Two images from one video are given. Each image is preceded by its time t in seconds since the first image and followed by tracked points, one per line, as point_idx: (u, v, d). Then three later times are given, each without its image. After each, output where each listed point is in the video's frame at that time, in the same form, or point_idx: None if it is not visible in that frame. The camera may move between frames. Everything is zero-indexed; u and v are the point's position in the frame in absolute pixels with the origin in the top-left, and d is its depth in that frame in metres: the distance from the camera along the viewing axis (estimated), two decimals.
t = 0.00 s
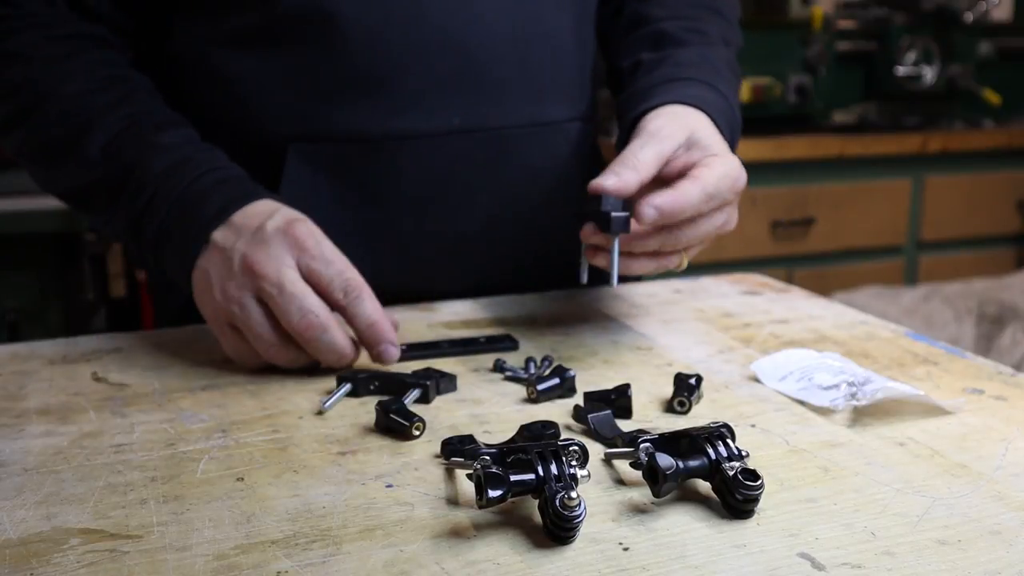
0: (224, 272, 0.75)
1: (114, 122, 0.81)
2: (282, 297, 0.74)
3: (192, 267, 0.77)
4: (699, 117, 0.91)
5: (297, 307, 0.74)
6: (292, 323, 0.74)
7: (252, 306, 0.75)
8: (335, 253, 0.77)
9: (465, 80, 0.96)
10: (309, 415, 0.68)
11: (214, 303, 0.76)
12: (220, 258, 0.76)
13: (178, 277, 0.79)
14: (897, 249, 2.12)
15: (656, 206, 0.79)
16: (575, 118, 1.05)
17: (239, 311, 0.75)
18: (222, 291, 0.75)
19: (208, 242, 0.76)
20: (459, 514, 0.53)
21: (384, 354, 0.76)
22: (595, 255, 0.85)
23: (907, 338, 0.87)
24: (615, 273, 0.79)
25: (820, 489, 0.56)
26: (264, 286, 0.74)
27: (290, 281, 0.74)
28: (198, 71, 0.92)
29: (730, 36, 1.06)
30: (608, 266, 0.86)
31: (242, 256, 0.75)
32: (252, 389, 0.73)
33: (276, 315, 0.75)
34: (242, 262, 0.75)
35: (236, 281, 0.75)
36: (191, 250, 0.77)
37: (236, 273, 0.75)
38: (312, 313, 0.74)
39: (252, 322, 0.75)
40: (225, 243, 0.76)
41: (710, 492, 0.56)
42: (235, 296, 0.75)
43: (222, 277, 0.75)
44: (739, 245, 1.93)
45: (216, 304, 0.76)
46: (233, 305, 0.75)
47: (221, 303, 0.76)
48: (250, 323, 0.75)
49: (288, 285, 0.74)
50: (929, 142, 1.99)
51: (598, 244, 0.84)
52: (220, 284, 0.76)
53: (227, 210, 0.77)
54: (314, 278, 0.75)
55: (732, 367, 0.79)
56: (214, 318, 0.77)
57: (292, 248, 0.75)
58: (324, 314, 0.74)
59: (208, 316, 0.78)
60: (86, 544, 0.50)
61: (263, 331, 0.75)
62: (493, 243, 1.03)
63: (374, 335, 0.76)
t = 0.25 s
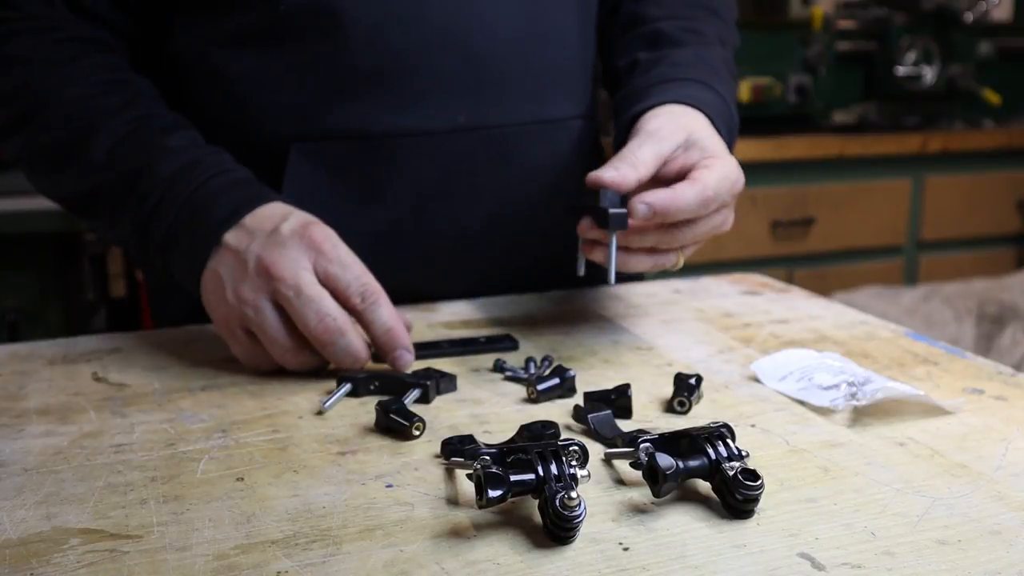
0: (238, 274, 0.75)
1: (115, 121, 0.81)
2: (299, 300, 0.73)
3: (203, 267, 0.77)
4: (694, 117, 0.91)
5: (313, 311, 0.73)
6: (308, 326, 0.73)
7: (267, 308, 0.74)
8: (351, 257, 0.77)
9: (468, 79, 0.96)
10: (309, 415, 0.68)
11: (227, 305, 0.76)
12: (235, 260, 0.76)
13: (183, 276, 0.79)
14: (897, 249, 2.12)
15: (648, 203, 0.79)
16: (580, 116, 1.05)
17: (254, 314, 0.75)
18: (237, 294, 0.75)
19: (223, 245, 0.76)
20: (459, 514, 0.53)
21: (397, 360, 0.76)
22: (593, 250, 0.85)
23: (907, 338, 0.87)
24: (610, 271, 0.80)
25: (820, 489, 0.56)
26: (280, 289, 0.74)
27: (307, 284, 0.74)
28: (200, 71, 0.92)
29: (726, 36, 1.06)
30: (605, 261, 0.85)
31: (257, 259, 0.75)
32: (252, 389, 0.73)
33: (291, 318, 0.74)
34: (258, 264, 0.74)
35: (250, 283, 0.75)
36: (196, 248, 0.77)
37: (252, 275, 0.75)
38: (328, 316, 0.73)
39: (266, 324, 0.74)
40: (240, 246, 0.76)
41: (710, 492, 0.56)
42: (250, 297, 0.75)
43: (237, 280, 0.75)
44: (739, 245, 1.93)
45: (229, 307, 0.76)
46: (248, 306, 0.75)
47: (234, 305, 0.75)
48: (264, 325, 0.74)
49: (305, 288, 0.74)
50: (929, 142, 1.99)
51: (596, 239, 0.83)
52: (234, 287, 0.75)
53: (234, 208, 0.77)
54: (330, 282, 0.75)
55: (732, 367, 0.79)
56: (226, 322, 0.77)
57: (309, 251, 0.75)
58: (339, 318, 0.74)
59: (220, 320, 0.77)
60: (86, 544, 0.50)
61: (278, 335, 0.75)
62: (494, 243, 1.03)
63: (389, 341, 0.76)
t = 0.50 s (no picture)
0: (239, 278, 0.75)
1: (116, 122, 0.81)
2: (303, 303, 0.73)
3: (203, 271, 0.76)
4: (708, 114, 0.91)
5: (318, 313, 0.73)
6: (312, 328, 0.74)
7: (270, 312, 0.74)
8: (353, 259, 0.77)
9: (470, 81, 0.96)
10: (309, 415, 0.68)
11: (228, 309, 0.75)
12: (235, 264, 0.75)
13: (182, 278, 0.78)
14: (897, 249, 2.12)
15: (653, 189, 0.77)
16: (582, 117, 1.04)
17: (256, 317, 0.74)
18: (238, 298, 0.75)
19: (223, 249, 0.76)
20: (458, 514, 0.53)
21: (401, 360, 0.78)
22: (609, 253, 0.83)
23: (907, 338, 0.87)
24: (633, 269, 0.80)
25: (820, 489, 0.56)
26: (283, 291, 0.74)
27: (311, 286, 0.74)
28: (200, 73, 0.92)
29: (731, 35, 1.06)
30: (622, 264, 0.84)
31: (258, 262, 0.74)
32: (252, 389, 0.74)
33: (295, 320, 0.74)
34: (259, 268, 0.74)
35: (251, 287, 0.74)
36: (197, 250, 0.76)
37: (253, 279, 0.74)
38: (333, 319, 0.74)
39: (270, 327, 0.74)
40: (239, 249, 0.76)
41: (710, 492, 0.56)
42: (252, 301, 0.74)
43: (238, 283, 0.75)
44: (739, 245, 1.93)
45: (231, 310, 0.75)
46: (250, 310, 0.74)
47: (236, 309, 0.75)
48: (268, 328, 0.74)
49: (308, 290, 0.74)
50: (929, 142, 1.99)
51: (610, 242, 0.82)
52: (234, 291, 0.75)
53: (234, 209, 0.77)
54: (332, 284, 0.75)
55: (732, 367, 0.79)
56: (228, 326, 0.76)
57: (310, 254, 0.75)
58: (344, 320, 0.74)
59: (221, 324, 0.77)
60: (86, 544, 0.50)
61: (282, 338, 0.74)
62: (494, 243, 1.03)
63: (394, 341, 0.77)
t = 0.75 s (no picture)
0: (239, 279, 0.75)
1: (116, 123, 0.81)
2: (305, 301, 0.74)
3: (202, 273, 0.77)
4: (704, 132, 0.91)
5: (321, 311, 0.74)
6: (316, 326, 0.74)
7: (271, 312, 0.74)
8: (352, 259, 0.77)
9: (471, 84, 0.96)
10: (309, 415, 0.68)
11: (228, 310, 0.75)
12: (235, 265, 0.76)
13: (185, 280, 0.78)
14: (897, 249, 2.12)
15: (655, 224, 0.78)
16: (582, 120, 1.05)
17: (257, 318, 0.74)
18: (239, 298, 0.75)
19: (222, 251, 0.76)
20: (458, 514, 0.53)
21: (400, 358, 0.79)
22: (602, 274, 0.84)
23: (907, 338, 0.87)
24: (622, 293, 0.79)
25: (820, 489, 0.56)
26: (284, 291, 0.74)
27: (312, 285, 0.74)
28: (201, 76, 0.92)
29: (728, 45, 1.06)
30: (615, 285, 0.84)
31: (258, 263, 0.75)
32: (252, 389, 0.74)
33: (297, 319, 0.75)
34: (259, 268, 0.74)
35: (251, 288, 0.75)
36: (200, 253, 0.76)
37: (253, 279, 0.75)
38: (337, 316, 0.74)
39: (272, 327, 0.74)
40: (238, 251, 0.76)
41: (710, 492, 0.56)
42: (252, 302, 0.74)
43: (237, 284, 0.75)
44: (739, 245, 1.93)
45: (231, 311, 0.75)
46: (251, 311, 0.74)
47: (237, 310, 0.75)
48: (270, 328, 0.74)
49: (310, 289, 0.74)
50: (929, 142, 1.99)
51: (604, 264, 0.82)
52: (234, 292, 0.75)
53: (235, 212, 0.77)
54: (332, 284, 0.76)
55: (732, 367, 0.79)
56: (227, 327, 0.76)
57: (310, 253, 0.76)
58: (346, 317, 0.75)
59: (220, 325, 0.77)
60: (86, 544, 0.50)
61: (284, 337, 0.74)
62: (494, 244, 1.03)
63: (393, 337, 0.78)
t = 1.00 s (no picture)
0: (241, 279, 0.76)
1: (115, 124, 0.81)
2: (309, 298, 0.74)
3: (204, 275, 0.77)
4: (700, 134, 0.91)
5: (325, 307, 0.74)
6: (320, 322, 0.74)
7: (274, 310, 0.75)
8: (352, 257, 0.78)
9: (471, 84, 0.96)
10: (309, 415, 0.68)
11: (231, 311, 0.76)
12: (237, 266, 0.76)
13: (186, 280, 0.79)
14: (897, 249, 2.12)
15: (656, 230, 0.78)
16: (582, 121, 1.05)
17: (260, 317, 0.75)
18: (241, 298, 0.75)
19: (223, 252, 0.77)
20: (458, 514, 0.53)
21: (400, 358, 0.78)
22: (595, 274, 0.85)
23: (907, 338, 0.87)
24: (616, 294, 0.79)
25: (820, 489, 0.56)
26: (287, 289, 0.74)
27: (314, 282, 0.75)
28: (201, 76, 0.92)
29: (727, 44, 1.06)
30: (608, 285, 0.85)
31: (260, 262, 0.75)
32: (252, 389, 0.73)
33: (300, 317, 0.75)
34: (261, 266, 0.75)
35: (253, 287, 0.75)
36: (201, 255, 0.77)
37: (255, 279, 0.75)
38: (342, 312, 0.75)
39: (275, 325, 0.74)
40: (239, 252, 0.76)
41: (710, 492, 0.56)
42: (254, 301, 0.75)
43: (240, 284, 0.76)
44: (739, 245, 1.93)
45: (234, 312, 0.75)
46: (254, 310, 0.75)
47: (239, 309, 0.75)
48: (273, 326, 0.74)
49: (312, 286, 0.74)
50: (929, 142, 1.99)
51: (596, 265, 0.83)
52: (236, 292, 0.75)
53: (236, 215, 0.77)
54: (334, 282, 0.76)
55: (732, 367, 0.79)
56: (229, 329, 0.76)
57: (310, 252, 0.76)
58: (350, 313, 0.75)
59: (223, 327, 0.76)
60: (86, 544, 0.50)
61: (287, 336, 0.74)
62: (493, 244, 1.03)
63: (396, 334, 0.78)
